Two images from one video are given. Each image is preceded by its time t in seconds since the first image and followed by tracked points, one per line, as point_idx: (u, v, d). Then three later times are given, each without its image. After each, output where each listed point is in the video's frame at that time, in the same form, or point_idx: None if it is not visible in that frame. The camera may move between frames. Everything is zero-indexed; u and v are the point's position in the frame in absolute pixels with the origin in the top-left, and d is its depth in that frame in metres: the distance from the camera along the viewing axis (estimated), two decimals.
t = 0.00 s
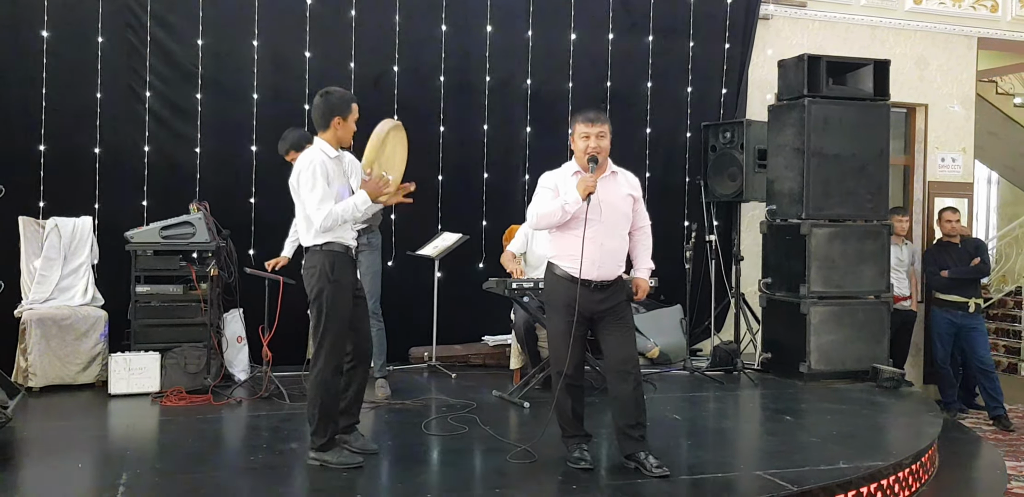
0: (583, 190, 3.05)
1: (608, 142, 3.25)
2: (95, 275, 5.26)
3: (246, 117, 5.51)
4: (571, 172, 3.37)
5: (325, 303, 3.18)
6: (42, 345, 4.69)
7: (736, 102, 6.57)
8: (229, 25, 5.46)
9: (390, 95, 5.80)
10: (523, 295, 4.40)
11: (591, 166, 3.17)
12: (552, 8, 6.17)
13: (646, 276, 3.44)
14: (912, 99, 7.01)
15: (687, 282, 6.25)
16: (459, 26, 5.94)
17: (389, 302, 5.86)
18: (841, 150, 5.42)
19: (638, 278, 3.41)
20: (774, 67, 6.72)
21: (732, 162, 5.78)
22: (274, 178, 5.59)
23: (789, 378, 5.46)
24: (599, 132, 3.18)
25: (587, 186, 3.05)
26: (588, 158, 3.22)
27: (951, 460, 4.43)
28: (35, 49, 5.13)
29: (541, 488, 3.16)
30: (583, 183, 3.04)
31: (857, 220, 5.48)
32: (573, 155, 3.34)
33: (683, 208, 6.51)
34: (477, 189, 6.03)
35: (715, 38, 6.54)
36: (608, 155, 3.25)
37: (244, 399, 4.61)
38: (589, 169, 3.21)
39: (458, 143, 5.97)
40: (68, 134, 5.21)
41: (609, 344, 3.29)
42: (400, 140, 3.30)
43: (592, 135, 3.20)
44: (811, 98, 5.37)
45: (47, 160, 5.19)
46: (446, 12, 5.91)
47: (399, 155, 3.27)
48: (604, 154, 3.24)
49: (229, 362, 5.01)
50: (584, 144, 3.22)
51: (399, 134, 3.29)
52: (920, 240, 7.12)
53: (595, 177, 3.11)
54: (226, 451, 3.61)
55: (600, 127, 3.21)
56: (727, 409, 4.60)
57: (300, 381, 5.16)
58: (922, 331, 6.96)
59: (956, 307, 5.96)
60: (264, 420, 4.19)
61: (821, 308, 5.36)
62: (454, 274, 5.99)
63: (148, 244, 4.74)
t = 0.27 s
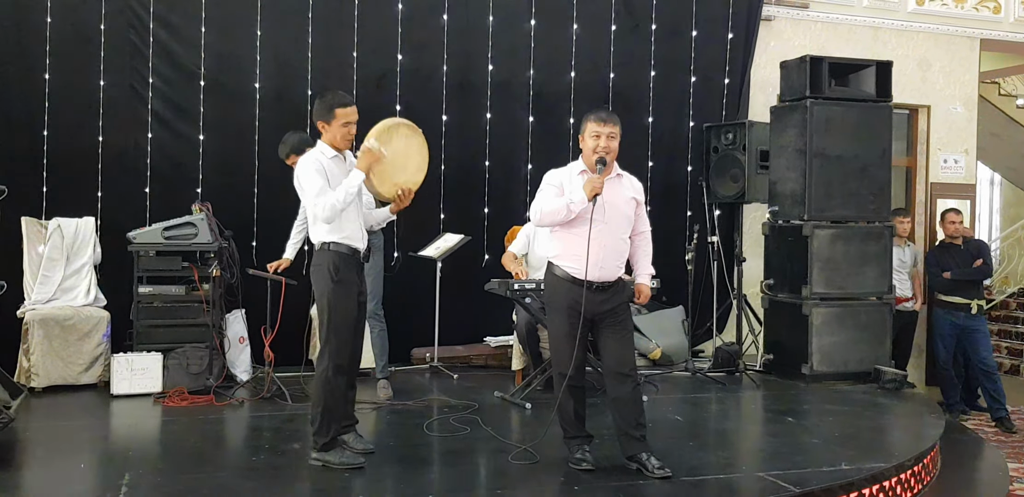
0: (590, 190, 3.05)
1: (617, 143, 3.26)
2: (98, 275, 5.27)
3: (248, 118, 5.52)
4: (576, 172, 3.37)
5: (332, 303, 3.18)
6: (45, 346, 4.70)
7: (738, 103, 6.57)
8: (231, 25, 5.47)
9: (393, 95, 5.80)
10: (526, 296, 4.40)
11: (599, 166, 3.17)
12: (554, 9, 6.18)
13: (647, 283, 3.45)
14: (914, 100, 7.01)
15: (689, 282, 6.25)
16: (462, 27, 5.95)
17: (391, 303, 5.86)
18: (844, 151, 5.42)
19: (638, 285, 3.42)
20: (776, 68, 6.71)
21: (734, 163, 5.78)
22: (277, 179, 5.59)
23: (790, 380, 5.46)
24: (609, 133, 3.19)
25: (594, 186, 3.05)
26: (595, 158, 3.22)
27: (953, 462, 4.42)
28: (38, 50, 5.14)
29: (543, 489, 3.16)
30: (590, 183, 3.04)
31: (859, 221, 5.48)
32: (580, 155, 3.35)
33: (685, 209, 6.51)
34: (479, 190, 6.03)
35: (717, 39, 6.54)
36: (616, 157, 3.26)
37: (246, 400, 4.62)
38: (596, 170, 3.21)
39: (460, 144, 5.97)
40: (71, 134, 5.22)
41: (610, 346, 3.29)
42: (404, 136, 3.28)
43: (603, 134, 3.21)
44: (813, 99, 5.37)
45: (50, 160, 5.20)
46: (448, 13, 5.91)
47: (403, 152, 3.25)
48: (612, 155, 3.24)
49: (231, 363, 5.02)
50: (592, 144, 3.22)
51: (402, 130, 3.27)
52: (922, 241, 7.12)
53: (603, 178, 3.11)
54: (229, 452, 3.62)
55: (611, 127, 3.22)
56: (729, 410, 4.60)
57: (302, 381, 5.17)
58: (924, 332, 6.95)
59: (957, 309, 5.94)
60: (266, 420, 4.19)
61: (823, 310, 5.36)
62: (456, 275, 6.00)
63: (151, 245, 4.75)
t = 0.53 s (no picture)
0: (589, 188, 3.05)
1: (613, 141, 3.26)
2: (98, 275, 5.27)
3: (248, 118, 5.52)
4: (574, 170, 3.37)
5: (321, 304, 3.24)
6: (45, 345, 4.70)
7: (738, 103, 6.57)
8: (231, 25, 5.47)
9: (392, 95, 5.80)
10: (526, 295, 4.40)
11: (597, 165, 3.16)
12: (554, 8, 6.17)
13: (650, 277, 3.43)
14: (914, 99, 7.01)
15: (689, 282, 6.25)
16: (462, 26, 5.95)
17: (391, 303, 5.86)
18: (843, 151, 5.42)
19: (644, 280, 3.41)
20: (775, 67, 6.71)
21: (733, 163, 5.79)
22: (276, 179, 5.59)
23: (790, 379, 5.46)
24: (605, 131, 3.19)
25: (593, 184, 3.04)
26: (593, 156, 3.22)
27: (953, 461, 4.42)
28: (38, 50, 5.14)
29: (543, 488, 3.16)
30: (589, 181, 3.04)
31: (859, 220, 5.48)
32: (577, 154, 3.34)
33: (685, 209, 6.51)
34: (479, 189, 6.03)
35: (716, 38, 6.54)
36: (613, 154, 3.26)
37: (246, 399, 4.62)
38: (594, 168, 3.20)
39: (459, 144, 5.97)
40: (71, 134, 5.22)
41: (610, 345, 3.29)
42: (404, 133, 3.27)
43: (598, 133, 3.20)
44: (813, 98, 5.37)
45: (50, 160, 5.19)
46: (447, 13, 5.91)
47: (405, 149, 3.26)
48: (609, 153, 3.24)
49: (232, 362, 5.02)
50: (588, 144, 3.22)
51: (401, 128, 3.26)
52: (922, 241, 7.11)
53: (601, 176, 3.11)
54: (228, 452, 3.62)
55: (605, 126, 3.22)
56: (729, 410, 4.60)
57: (302, 381, 5.17)
58: (923, 332, 6.96)
59: (957, 309, 5.94)
60: (267, 420, 4.19)
61: (823, 309, 5.35)
62: (456, 275, 6.00)
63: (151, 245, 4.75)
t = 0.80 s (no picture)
0: (584, 192, 3.04)
1: (605, 141, 3.25)
2: (97, 276, 5.26)
3: (247, 119, 5.52)
4: (570, 173, 3.36)
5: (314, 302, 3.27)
6: (44, 346, 4.70)
7: (737, 103, 6.57)
8: (230, 26, 5.47)
9: (391, 96, 5.80)
10: (525, 296, 4.41)
11: (591, 167, 3.16)
12: (553, 9, 6.18)
13: (660, 270, 3.44)
14: (912, 99, 7.01)
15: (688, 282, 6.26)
16: (460, 27, 5.95)
17: (391, 303, 5.86)
18: (842, 151, 5.42)
19: (653, 273, 3.42)
20: (774, 67, 6.72)
21: (732, 162, 5.81)
22: (275, 179, 5.59)
23: (790, 379, 5.46)
24: (596, 133, 3.19)
25: (588, 189, 3.05)
26: (586, 159, 3.22)
27: (953, 461, 4.42)
28: (36, 50, 5.14)
29: (542, 489, 3.16)
30: (584, 186, 3.04)
31: (858, 220, 5.48)
32: (571, 158, 3.34)
33: (684, 209, 6.51)
34: (478, 190, 6.03)
35: (715, 38, 6.54)
36: (606, 154, 3.25)
37: (246, 400, 4.62)
38: (589, 171, 3.20)
39: (458, 144, 5.97)
40: (70, 135, 5.21)
41: (610, 345, 3.29)
42: (404, 142, 3.28)
43: (588, 135, 3.21)
44: (812, 98, 5.38)
45: (48, 161, 5.19)
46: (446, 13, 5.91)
47: (405, 158, 3.27)
48: (602, 153, 3.24)
49: (231, 363, 5.01)
50: (581, 146, 3.22)
51: (401, 137, 3.27)
52: (920, 240, 7.12)
53: (596, 180, 3.11)
54: (228, 453, 3.62)
55: (595, 128, 3.22)
56: (728, 410, 4.59)
57: (302, 382, 5.17)
58: (922, 332, 6.96)
59: (956, 308, 5.95)
60: (266, 421, 4.19)
61: (822, 309, 5.36)
62: (455, 275, 5.99)
63: (150, 245, 4.74)
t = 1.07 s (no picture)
0: (584, 189, 3.05)
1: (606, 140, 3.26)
2: (95, 276, 5.26)
3: (246, 118, 5.52)
4: (570, 172, 3.37)
5: (310, 302, 3.30)
6: (42, 346, 4.69)
7: (736, 103, 6.58)
8: (229, 26, 5.46)
9: (390, 96, 5.80)
10: (524, 296, 4.41)
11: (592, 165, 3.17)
12: (552, 9, 6.18)
13: (656, 273, 3.43)
14: (911, 100, 7.02)
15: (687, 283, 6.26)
16: (459, 27, 5.95)
17: (389, 303, 5.86)
18: (841, 151, 5.43)
19: (649, 276, 3.42)
20: (773, 68, 6.72)
21: (732, 163, 5.71)
22: (274, 179, 5.59)
23: (788, 379, 5.47)
24: (598, 130, 3.20)
25: (589, 185, 3.05)
26: (587, 156, 3.22)
27: (951, 461, 4.43)
28: (35, 50, 5.13)
29: (541, 489, 3.16)
30: (585, 182, 3.05)
31: (857, 220, 5.49)
32: (571, 155, 3.34)
33: (683, 209, 6.51)
34: (477, 190, 6.03)
35: (714, 39, 6.55)
36: (607, 152, 3.26)
37: (244, 400, 4.61)
38: (589, 168, 3.21)
39: (457, 144, 5.97)
40: (68, 135, 5.21)
41: (608, 345, 3.29)
42: (410, 142, 3.29)
43: (591, 133, 3.21)
44: (810, 99, 5.38)
45: (47, 161, 5.18)
46: (445, 14, 5.91)
47: (410, 158, 3.28)
48: (603, 152, 3.24)
49: (229, 363, 5.01)
50: (581, 144, 3.22)
51: (407, 137, 3.29)
52: (919, 241, 7.13)
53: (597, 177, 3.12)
54: (227, 453, 3.61)
55: (596, 125, 3.22)
56: (726, 410, 4.60)
57: (300, 382, 5.16)
58: (921, 332, 6.97)
59: (955, 308, 5.95)
60: (265, 421, 4.19)
61: (820, 309, 5.36)
62: (454, 275, 5.99)
63: (148, 245, 4.73)
